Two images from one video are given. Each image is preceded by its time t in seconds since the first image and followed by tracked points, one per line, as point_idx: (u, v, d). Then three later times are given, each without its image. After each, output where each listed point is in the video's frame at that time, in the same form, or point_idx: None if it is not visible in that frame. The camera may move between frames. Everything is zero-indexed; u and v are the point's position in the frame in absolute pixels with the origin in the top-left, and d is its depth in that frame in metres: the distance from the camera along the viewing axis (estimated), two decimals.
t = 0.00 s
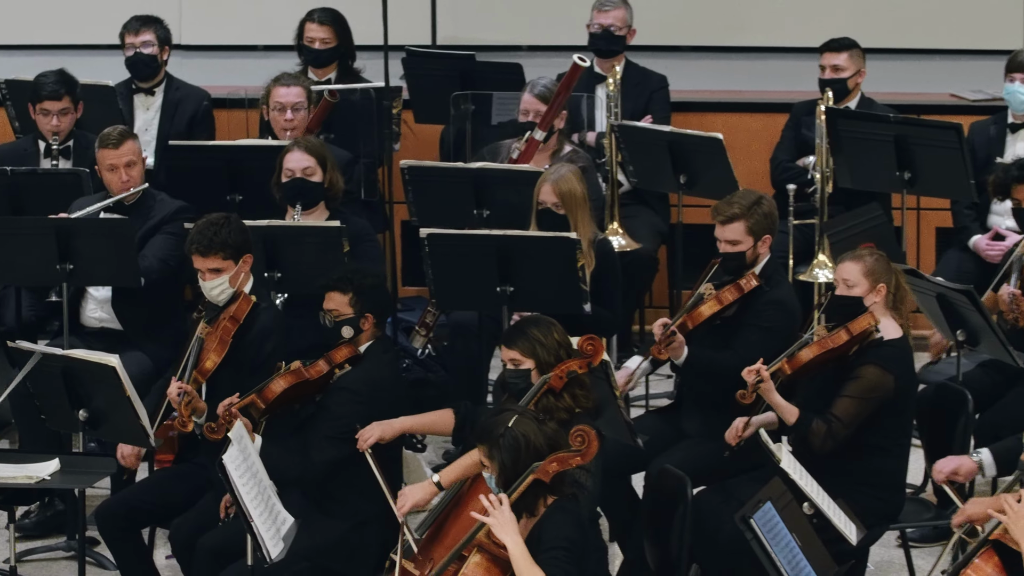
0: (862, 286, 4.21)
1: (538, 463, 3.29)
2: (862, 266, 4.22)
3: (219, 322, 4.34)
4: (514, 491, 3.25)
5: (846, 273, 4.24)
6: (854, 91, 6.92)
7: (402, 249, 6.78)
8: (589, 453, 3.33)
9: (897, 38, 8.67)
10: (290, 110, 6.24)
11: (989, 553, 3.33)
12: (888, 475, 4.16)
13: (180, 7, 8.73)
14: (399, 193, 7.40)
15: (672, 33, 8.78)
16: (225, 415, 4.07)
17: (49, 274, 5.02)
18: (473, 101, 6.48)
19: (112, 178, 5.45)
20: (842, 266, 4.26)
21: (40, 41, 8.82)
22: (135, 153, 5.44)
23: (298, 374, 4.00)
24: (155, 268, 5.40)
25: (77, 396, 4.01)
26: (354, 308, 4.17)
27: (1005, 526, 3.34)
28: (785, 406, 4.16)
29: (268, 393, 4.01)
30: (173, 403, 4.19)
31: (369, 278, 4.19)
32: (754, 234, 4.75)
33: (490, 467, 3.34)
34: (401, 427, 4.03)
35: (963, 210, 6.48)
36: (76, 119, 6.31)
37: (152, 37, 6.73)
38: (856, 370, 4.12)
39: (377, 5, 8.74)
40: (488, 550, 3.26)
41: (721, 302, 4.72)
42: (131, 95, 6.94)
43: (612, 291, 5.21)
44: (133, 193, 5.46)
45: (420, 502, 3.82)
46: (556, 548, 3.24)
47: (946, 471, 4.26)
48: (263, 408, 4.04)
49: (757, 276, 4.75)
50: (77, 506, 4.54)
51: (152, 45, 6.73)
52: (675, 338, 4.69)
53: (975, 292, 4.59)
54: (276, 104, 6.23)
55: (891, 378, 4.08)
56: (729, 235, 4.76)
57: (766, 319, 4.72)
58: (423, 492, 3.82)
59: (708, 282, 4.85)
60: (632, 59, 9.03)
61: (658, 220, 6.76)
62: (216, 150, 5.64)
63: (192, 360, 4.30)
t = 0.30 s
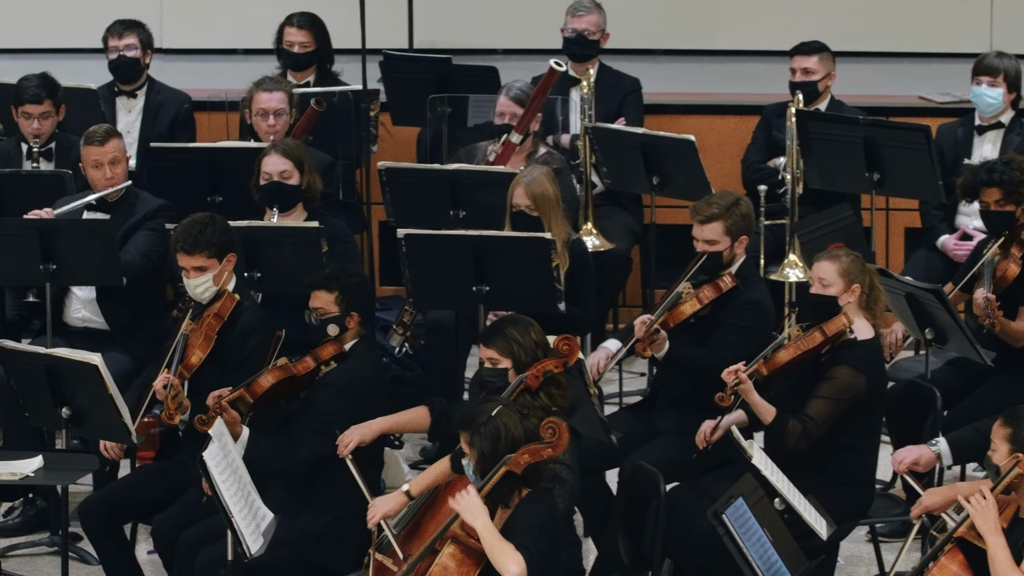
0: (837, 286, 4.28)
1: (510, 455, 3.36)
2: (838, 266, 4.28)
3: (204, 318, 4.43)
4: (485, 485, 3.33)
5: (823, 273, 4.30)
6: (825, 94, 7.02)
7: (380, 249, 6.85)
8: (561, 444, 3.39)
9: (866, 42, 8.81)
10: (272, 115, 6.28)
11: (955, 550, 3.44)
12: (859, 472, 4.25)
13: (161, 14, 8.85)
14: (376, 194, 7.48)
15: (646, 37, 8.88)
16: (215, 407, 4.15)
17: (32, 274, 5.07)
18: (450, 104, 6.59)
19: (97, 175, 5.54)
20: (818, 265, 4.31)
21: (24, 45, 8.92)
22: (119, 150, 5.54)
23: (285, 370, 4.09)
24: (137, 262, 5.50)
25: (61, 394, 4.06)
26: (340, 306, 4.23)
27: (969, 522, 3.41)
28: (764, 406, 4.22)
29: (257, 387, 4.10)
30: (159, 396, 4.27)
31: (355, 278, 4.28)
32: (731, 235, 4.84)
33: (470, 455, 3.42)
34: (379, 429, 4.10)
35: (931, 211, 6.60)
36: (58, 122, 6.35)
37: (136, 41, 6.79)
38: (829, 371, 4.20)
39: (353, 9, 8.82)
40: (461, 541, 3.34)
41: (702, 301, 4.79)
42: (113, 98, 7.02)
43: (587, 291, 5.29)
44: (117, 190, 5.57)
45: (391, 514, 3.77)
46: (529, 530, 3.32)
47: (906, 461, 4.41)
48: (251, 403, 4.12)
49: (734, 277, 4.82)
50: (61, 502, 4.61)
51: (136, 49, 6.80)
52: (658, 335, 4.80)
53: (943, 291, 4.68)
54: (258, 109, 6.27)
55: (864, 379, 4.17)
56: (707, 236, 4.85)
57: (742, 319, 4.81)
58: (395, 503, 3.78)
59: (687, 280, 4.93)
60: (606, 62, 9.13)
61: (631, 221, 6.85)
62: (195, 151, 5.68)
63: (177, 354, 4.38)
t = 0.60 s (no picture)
0: (815, 282, 4.38)
1: (488, 442, 3.41)
2: (815, 262, 4.38)
3: (187, 315, 4.46)
4: (464, 471, 3.38)
5: (801, 268, 4.40)
6: (799, 93, 7.09)
7: (359, 247, 6.90)
8: (537, 431, 3.43)
9: (840, 41, 8.89)
10: (253, 115, 6.31)
11: (928, 544, 3.48)
12: (836, 468, 4.32)
13: (143, 14, 8.87)
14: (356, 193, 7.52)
15: (623, 36, 8.94)
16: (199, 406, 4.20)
17: (14, 272, 5.10)
18: (429, 103, 6.66)
19: (76, 169, 5.51)
20: (796, 260, 4.41)
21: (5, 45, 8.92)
22: (100, 145, 5.51)
23: (269, 368, 4.19)
24: (113, 255, 5.50)
25: (43, 390, 4.09)
26: (322, 305, 4.34)
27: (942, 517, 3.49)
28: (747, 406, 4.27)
29: (241, 386, 4.19)
30: (146, 391, 4.31)
31: (336, 276, 4.37)
32: (707, 232, 4.93)
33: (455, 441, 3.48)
34: (359, 443, 4.19)
35: (906, 209, 6.68)
36: (39, 121, 6.37)
37: (117, 41, 6.83)
38: (807, 369, 4.26)
39: (333, 9, 8.87)
40: (439, 528, 3.42)
41: (680, 297, 4.88)
42: (95, 96, 7.01)
43: (564, 288, 5.34)
44: (95, 185, 5.53)
45: (364, 540, 3.72)
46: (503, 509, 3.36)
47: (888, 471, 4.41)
48: (235, 402, 4.19)
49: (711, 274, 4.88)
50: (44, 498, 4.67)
51: (118, 48, 6.83)
52: (638, 329, 4.88)
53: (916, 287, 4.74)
54: (240, 109, 6.30)
55: (840, 377, 4.23)
56: (683, 233, 4.94)
57: (719, 314, 4.86)
58: (366, 528, 3.72)
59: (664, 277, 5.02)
60: (583, 62, 9.19)
61: (608, 218, 6.91)
62: (175, 150, 5.77)
63: (162, 350, 4.43)
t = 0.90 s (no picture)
0: (774, 282, 4.38)
1: (472, 430, 3.47)
2: (769, 262, 4.38)
3: (166, 312, 4.47)
4: (447, 458, 3.46)
5: (757, 271, 4.40)
6: (775, 89, 7.15)
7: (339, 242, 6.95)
8: (520, 418, 3.48)
9: (815, 38, 8.98)
10: (233, 112, 6.35)
11: (905, 533, 3.53)
12: (811, 461, 4.38)
13: (125, 14, 9.07)
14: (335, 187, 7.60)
15: (600, 33, 9.02)
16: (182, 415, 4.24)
17: None
18: (408, 99, 6.69)
19: (58, 178, 5.57)
20: (751, 265, 4.42)
21: None
22: (80, 155, 5.55)
23: (250, 374, 4.22)
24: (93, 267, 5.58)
25: (26, 385, 4.13)
26: (298, 305, 4.38)
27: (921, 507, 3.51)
28: (727, 409, 4.28)
29: (223, 394, 4.22)
30: (126, 389, 4.35)
31: (310, 275, 4.41)
32: (680, 227, 4.97)
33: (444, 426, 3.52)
34: (348, 459, 4.14)
35: (880, 204, 6.76)
36: (21, 119, 6.41)
37: (100, 38, 6.84)
38: (782, 366, 4.31)
39: (313, 7, 8.95)
40: (421, 516, 3.45)
41: (655, 291, 4.95)
42: (78, 94, 7.07)
43: (541, 282, 5.39)
44: (77, 194, 5.59)
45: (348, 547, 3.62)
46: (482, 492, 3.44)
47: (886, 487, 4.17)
48: (217, 409, 4.23)
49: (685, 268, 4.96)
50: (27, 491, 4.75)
51: (99, 46, 6.85)
52: (616, 323, 4.89)
53: (890, 281, 4.81)
54: (218, 107, 6.32)
55: (815, 373, 4.28)
56: (656, 229, 4.99)
57: (694, 308, 4.93)
58: (351, 535, 3.62)
59: (638, 273, 5.11)
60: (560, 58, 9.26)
61: (585, 213, 6.97)
62: (155, 147, 5.79)
63: (142, 348, 4.46)
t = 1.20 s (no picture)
0: (730, 280, 4.47)
1: (457, 424, 3.51)
2: (723, 262, 4.47)
3: (142, 309, 4.51)
4: (431, 452, 3.48)
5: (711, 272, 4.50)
6: (748, 87, 7.24)
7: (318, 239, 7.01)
8: (503, 413, 3.51)
9: (789, 37, 9.06)
10: (208, 107, 6.54)
11: (879, 525, 3.47)
12: (782, 453, 4.44)
13: (106, 11, 9.16)
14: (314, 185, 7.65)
15: (576, 32, 9.10)
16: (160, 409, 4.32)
17: None
18: (385, 97, 6.76)
19: (41, 175, 5.62)
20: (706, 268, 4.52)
21: None
22: (63, 152, 5.61)
23: (229, 370, 4.31)
24: (80, 261, 5.64)
25: (8, 379, 4.17)
26: (277, 302, 4.43)
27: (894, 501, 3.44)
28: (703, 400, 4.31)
29: (204, 388, 4.32)
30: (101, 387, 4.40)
31: (290, 273, 4.47)
32: (652, 222, 5.04)
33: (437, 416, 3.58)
34: (342, 473, 4.23)
35: (853, 200, 6.85)
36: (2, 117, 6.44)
37: (81, 36, 6.87)
38: (747, 357, 4.37)
39: (290, 6, 9.00)
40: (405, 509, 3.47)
41: (627, 286, 5.04)
42: (59, 93, 7.10)
43: (517, 277, 5.46)
44: (61, 190, 5.65)
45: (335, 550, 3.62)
46: (461, 507, 3.44)
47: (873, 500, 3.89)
48: (197, 404, 4.33)
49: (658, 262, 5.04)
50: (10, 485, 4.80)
51: (80, 44, 6.87)
52: (589, 318, 4.96)
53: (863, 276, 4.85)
54: (195, 102, 6.54)
55: (781, 361, 4.35)
56: (630, 224, 5.06)
57: (668, 302, 5.00)
58: (338, 539, 3.62)
59: (610, 267, 5.15)
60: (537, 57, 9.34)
61: (562, 210, 7.04)
62: (136, 144, 5.81)
63: (118, 346, 4.46)
